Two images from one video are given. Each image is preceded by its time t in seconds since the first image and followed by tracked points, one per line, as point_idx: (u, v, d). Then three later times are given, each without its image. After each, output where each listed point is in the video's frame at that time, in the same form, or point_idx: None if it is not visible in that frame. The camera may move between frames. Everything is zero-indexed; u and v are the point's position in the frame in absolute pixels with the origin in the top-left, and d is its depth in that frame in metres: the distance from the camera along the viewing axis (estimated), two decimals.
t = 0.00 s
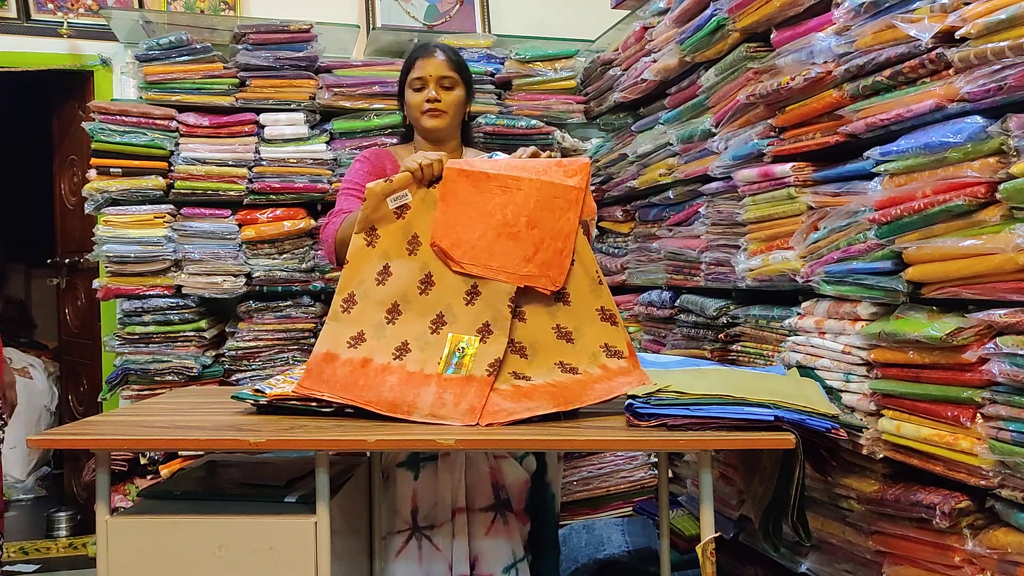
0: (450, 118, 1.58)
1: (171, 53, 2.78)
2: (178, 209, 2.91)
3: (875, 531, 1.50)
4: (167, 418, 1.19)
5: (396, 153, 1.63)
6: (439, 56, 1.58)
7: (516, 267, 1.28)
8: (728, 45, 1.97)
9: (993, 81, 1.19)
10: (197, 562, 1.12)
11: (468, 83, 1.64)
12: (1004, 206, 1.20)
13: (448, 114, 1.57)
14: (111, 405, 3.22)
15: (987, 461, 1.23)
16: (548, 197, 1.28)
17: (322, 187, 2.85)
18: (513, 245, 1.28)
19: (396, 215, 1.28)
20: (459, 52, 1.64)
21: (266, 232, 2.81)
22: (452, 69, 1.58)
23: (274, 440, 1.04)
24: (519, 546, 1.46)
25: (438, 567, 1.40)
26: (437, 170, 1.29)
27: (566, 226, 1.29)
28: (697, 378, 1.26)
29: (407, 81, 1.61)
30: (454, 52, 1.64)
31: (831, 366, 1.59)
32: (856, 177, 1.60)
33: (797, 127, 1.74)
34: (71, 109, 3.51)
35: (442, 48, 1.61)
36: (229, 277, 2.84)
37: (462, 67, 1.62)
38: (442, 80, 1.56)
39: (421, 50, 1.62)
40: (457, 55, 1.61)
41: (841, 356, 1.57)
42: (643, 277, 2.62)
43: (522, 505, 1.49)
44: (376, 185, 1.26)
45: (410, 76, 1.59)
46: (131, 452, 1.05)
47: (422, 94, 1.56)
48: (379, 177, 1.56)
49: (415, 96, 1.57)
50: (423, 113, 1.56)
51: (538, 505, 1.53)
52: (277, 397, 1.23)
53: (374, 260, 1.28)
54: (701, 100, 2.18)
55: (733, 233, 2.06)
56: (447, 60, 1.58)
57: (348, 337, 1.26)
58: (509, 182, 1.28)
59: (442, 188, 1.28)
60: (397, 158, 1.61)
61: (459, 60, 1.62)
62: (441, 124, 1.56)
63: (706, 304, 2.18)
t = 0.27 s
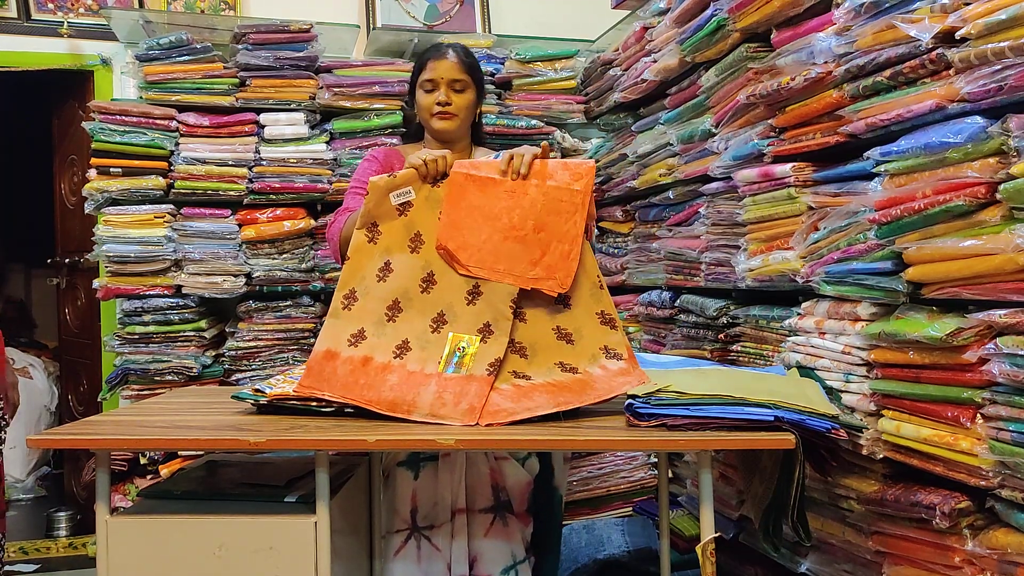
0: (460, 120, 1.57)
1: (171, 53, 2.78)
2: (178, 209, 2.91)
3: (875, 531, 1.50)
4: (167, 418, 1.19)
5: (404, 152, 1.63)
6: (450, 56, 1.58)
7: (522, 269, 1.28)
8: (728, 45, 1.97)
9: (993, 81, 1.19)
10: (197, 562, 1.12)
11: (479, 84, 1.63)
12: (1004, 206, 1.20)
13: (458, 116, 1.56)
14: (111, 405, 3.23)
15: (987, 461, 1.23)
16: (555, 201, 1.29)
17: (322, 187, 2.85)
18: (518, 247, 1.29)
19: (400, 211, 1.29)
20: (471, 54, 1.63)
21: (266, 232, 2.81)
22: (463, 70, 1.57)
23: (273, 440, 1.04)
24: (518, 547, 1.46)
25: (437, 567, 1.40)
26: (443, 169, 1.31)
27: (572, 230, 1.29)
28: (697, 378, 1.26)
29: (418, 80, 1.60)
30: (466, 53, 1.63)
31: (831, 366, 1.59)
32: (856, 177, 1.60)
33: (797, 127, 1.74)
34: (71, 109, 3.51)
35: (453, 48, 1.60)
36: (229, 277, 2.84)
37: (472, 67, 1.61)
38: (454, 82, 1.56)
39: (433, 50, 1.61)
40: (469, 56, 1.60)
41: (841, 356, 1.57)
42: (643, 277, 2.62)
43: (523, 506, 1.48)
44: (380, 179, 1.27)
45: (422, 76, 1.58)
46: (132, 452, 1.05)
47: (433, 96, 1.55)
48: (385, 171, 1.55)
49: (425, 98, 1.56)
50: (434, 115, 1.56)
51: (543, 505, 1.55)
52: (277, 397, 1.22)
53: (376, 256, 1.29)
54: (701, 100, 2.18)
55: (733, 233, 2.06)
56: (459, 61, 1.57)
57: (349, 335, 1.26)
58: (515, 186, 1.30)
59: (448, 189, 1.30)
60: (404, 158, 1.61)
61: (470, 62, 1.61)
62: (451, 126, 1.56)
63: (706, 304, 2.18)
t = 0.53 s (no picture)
0: (466, 117, 1.57)
1: (171, 53, 2.78)
2: (178, 209, 2.90)
3: (875, 531, 1.50)
4: (167, 418, 1.19)
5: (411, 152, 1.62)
6: (454, 55, 1.59)
7: (521, 242, 1.25)
8: (728, 45, 1.97)
9: (993, 81, 1.19)
10: (197, 562, 1.12)
11: (485, 82, 1.63)
12: (1005, 206, 1.20)
13: (464, 113, 1.56)
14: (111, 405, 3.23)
15: (987, 461, 1.23)
16: (549, 172, 1.28)
17: (322, 187, 2.85)
18: (516, 221, 1.26)
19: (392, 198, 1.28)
20: (476, 52, 1.64)
21: (266, 232, 2.81)
22: (468, 68, 1.58)
23: (273, 440, 1.04)
24: (519, 547, 1.46)
25: (438, 567, 1.40)
26: (432, 149, 1.29)
27: (570, 198, 1.27)
28: (698, 378, 1.26)
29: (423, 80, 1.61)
30: (472, 52, 1.64)
31: (831, 365, 1.59)
32: (856, 177, 1.60)
33: (797, 126, 1.74)
34: (71, 109, 3.51)
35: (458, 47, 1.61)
36: (229, 277, 2.84)
37: (478, 65, 1.62)
38: (458, 80, 1.56)
39: (438, 49, 1.63)
40: (474, 54, 1.62)
41: (841, 356, 1.57)
42: (643, 277, 2.62)
43: (524, 506, 1.48)
44: (364, 164, 1.28)
45: (427, 76, 1.60)
46: (132, 452, 1.05)
47: (437, 93, 1.56)
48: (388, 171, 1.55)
49: (430, 96, 1.57)
50: (438, 113, 1.56)
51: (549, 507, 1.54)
52: (277, 397, 1.22)
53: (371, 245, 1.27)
54: (701, 100, 2.17)
55: (733, 233, 2.06)
56: (464, 59, 1.58)
57: (353, 331, 1.25)
58: (507, 158, 1.28)
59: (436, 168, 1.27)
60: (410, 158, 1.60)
61: (476, 60, 1.62)
62: (457, 123, 1.55)
63: (706, 303, 2.18)
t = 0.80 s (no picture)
0: (469, 118, 1.57)
1: (171, 53, 2.78)
2: (178, 209, 2.91)
3: (875, 531, 1.50)
4: (167, 418, 1.19)
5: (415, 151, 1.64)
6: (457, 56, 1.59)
7: (520, 240, 1.25)
8: (728, 45, 1.97)
9: (993, 81, 1.19)
10: (197, 562, 1.12)
11: (489, 81, 1.63)
12: (1004, 206, 1.20)
13: (466, 115, 1.56)
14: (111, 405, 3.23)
15: (987, 461, 1.23)
16: (549, 169, 1.27)
17: (322, 187, 2.85)
18: (515, 219, 1.26)
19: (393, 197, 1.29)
20: (480, 51, 1.63)
21: (266, 232, 2.82)
22: (471, 68, 1.57)
23: (273, 440, 1.04)
24: (520, 548, 1.45)
25: (438, 567, 1.40)
26: (431, 148, 1.30)
27: (570, 197, 1.27)
28: (698, 378, 1.26)
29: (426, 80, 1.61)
30: (475, 50, 1.63)
31: (831, 366, 1.59)
32: (856, 177, 1.60)
33: (797, 127, 1.74)
34: (71, 109, 3.51)
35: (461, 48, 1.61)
36: (229, 277, 2.84)
37: (481, 65, 1.62)
38: (461, 81, 1.56)
39: (441, 48, 1.62)
40: (477, 53, 1.61)
41: (841, 356, 1.57)
42: (643, 277, 2.62)
43: (525, 507, 1.47)
44: (363, 162, 1.30)
45: (429, 76, 1.60)
46: (132, 452, 1.05)
47: (439, 94, 1.56)
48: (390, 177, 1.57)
49: (433, 97, 1.57)
50: (441, 114, 1.57)
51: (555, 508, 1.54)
52: (277, 397, 1.23)
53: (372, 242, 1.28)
54: (701, 100, 2.17)
55: (733, 233, 2.06)
56: (467, 60, 1.58)
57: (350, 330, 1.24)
58: (508, 156, 1.28)
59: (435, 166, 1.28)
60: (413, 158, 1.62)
61: (479, 59, 1.61)
62: (460, 124, 1.56)
63: (706, 304, 2.18)
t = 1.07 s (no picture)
0: (468, 125, 1.57)
1: (171, 53, 2.78)
2: (178, 209, 2.91)
3: (875, 531, 1.50)
4: (167, 418, 1.19)
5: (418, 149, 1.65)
6: (455, 59, 1.54)
7: (516, 247, 1.25)
8: (728, 45, 1.97)
9: (993, 81, 1.19)
10: (197, 562, 1.12)
11: (489, 81, 1.59)
12: (1005, 206, 1.20)
13: (465, 122, 1.56)
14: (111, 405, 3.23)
15: (987, 461, 1.23)
16: (536, 173, 1.27)
17: (322, 187, 2.85)
18: (508, 226, 1.26)
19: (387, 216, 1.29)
20: (479, 50, 1.58)
21: (266, 232, 2.82)
22: (469, 74, 1.54)
23: (273, 440, 1.04)
24: (520, 549, 1.45)
25: (437, 567, 1.40)
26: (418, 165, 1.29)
27: (559, 198, 1.27)
28: (698, 378, 1.26)
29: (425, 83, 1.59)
30: (474, 48, 1.58)
31: (831, 365, 1.59)
32: (856, 177, 1.60)
33: (797, 127, 1.74)
34: (71, 109, 3.52)
35: (459, 48, 1.55)
36: (229, 277, 2.84)
37: (481, 66, 1.57)
38: (458, 89, 1.54)
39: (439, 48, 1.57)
40: (475, 55, 1.56)
41: (841, 356, 1.57)
42: (643, 277, 2.62)
43: (526, 508, 1.46)
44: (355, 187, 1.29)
45: (428, 80, 1.57)
46: (132, 452, 1.05)
47: (438, 102, 1.55)
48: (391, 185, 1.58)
49: (431, 105, 1.56)
50: (440, 121, 1.57)
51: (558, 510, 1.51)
52: (277, 397, 1.23)
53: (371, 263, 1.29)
54: (701, 100, 2.17)
55: (733, 233, 2.06)
56: (465, 64, 1.54)
57: (360, 350, 1.27)
58: (496, 165, 1.28)
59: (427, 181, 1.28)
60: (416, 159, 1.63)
61: (478, 61, 1.56)
62: (458, 132, 1.57)
63: (706, 304, 2.18)
